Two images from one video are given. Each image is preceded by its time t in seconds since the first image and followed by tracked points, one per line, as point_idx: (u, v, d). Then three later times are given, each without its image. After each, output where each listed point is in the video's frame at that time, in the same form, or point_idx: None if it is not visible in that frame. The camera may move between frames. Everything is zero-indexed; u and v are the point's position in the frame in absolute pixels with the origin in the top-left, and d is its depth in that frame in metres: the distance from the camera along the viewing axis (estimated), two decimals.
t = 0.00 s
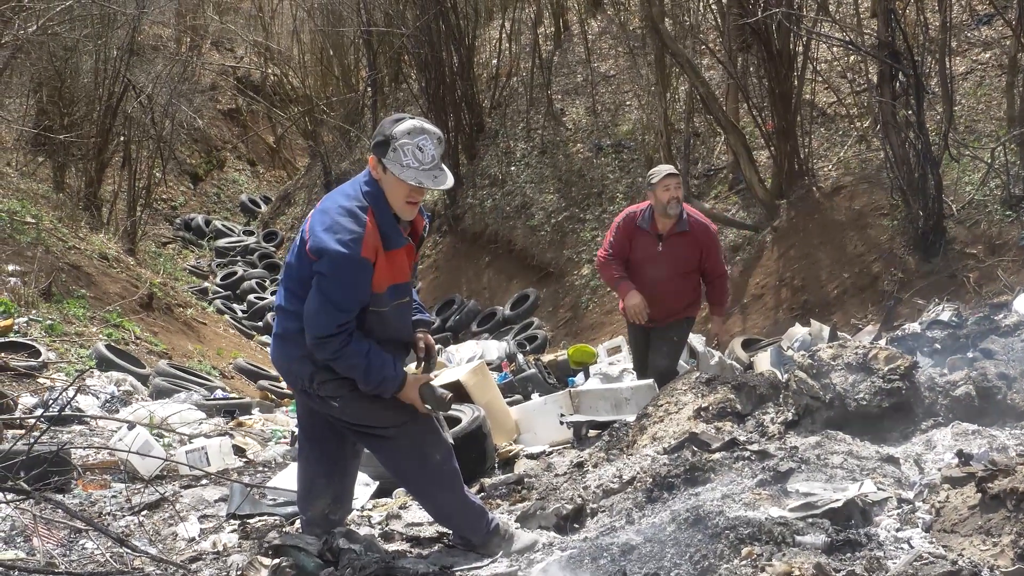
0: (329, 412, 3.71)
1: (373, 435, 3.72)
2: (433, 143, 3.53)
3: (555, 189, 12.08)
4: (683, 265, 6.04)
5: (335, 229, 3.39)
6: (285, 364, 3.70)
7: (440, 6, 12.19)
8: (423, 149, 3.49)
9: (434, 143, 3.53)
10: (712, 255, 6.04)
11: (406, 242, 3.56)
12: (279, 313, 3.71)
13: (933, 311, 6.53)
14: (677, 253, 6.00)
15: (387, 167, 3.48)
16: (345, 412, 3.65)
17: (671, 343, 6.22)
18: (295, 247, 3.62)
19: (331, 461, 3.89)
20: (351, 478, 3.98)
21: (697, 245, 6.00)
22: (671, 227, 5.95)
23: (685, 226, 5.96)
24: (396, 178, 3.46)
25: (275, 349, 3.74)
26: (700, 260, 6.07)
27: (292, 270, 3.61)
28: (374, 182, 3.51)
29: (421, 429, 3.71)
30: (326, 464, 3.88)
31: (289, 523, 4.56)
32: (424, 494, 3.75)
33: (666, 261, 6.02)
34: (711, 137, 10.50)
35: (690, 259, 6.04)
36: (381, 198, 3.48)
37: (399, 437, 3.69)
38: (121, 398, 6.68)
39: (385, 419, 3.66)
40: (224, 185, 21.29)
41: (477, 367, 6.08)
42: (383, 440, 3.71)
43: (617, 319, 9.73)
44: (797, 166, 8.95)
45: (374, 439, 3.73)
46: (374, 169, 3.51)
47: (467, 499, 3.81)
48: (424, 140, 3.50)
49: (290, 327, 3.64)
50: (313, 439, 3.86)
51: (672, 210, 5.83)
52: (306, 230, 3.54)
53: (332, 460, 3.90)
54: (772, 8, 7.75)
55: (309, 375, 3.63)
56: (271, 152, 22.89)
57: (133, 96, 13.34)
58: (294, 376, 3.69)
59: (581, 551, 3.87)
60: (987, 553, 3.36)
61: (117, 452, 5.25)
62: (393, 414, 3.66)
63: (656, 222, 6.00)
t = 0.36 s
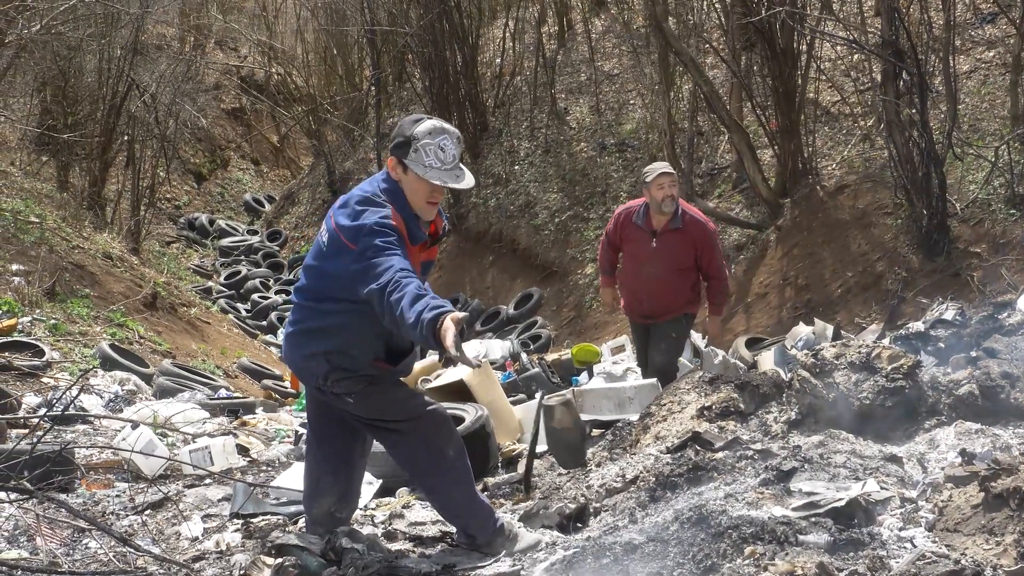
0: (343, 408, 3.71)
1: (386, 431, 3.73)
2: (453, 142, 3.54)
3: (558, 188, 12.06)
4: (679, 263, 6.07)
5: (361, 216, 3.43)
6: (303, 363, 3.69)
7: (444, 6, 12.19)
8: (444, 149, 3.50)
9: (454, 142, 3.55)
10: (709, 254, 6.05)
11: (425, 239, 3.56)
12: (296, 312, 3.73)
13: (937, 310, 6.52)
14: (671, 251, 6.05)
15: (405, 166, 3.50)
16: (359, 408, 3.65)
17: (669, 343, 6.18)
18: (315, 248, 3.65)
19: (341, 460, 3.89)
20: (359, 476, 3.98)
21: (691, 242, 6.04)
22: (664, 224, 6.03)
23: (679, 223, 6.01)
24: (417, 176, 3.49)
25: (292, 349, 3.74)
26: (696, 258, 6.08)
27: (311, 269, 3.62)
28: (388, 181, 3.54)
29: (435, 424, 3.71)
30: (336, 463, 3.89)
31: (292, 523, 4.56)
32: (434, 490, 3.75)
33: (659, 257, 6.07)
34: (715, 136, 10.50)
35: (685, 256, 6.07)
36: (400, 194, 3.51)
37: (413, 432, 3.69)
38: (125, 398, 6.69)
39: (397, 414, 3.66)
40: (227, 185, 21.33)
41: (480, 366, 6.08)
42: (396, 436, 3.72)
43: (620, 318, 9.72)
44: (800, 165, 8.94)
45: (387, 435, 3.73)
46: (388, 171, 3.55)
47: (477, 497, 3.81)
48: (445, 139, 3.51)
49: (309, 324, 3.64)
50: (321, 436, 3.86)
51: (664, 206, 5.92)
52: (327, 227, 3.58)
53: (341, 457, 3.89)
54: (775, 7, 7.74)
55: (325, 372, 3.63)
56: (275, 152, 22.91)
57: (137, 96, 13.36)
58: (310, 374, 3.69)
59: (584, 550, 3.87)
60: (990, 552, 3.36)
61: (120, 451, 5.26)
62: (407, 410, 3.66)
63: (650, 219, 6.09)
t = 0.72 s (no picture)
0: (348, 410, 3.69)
1: (393, 432, 3.72)
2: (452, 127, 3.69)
3: (562, 186, 12.06)
4: (671, 258, 6.04)
5: (360, 206, 3.40)
6: (303, 363, 3.67)
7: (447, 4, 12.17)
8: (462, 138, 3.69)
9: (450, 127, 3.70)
10: (699, 248, 5.93)
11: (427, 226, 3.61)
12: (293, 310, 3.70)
13: (940, 309, 6.51)
14: (660, 245, 6.04)
15: (448, 155, 3.61)
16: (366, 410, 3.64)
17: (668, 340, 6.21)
18: (310, 238, 3.62)
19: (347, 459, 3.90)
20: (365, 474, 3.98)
21: (680, 236, 5.98)
22: (653, 218, 6.05)
23: (667, 216, 6.00)
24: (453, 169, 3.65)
25: (289, 349, 3.71)
26: (688, 252, 6.02)
27: (307, 262, 3.60)
28: (410, 165, 3.56)
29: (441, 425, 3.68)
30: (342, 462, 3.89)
31: (294, 522, 4.57)
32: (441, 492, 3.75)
33: (651, 252, 6.09)
34: (718, 135, 10.48)
35: (676, 250, 6.02)
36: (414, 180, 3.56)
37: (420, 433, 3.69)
38: (128, 396, 6.70)
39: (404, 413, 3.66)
40: (231, 183, 21.34)
41: (483, 365, 6.10)
42: (403, 437, 3.71)
43: (623, 317, 9.72)
44: (804, 164, 8.93)
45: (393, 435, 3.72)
46: (415, 154, 3.56)
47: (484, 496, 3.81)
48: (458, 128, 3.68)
49: (308, 323, 3.62)
50: (327, 436, 3.85)
51: (647, 200, 5.95)
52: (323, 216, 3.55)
53: (347, 457, 3.89)
54: (779, 5, 7.72)
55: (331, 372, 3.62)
56: (278, 151, 22.95)
57: (140, 94, 13.36)
58: (313, 376, 3.67)
59: (585, 549, 3.86)
60: (993, 551, 3.35)
61: (123, 450, 5.27)
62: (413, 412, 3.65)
63: (640, 215, 6.12)
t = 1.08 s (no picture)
0: (351, 407, 3.69)
1: (395, 426, 3.75)
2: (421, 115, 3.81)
3: (565, 184, 12.05)
4: (658, 255, 6.18)
5: (354, 187, 3.49)
6: (304, 363, 3.64)
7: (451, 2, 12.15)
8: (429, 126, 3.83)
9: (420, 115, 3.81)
10: (682, 245, 6.02)
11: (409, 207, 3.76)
12: (287, 311, 3.67)
13: (944, 307, 6.49)
14: (647, 243, 6.18)
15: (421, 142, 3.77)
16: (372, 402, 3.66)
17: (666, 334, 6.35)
18: (296, 233, 3.64)
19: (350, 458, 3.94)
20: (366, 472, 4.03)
21: (664, 234, 6.08)
22: (641, 217, 6.20)
23: (652, 214, 6.12)
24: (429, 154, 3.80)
25: (285, 351, 3.67)
26: (675, 249, 6.11)
27: (298, 255, 3.61)
28: (391, 149, 3.69)
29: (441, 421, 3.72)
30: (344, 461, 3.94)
31: (298, 520, 4.57)
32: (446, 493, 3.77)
33: (640, 250, 6.26)
34: (722, 132, 10.47)
35: (664, 247, 6.13)
36: (395, 164, 3.69)
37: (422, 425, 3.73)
38: (131, 394, 6.70)
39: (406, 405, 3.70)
40: (234, 181, 21.36)
41: (487, 363, 6.09)
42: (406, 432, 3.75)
43: (627, 315, 9.71)
44: (808, 162, 8.91)
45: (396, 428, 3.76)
46: (395, 139, 3.69)
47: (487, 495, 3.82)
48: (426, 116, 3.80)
49: (307, 319, 3.61)
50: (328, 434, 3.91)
51: (629, 204, 6.09)
52: (311, 207, 3.58)
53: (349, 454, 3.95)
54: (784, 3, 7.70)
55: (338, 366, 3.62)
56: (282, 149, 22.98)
57: (144, 92, 13.36)
58: (314, 374, 3.64)
59: (589, 548, 3.85)
60: (997, 551, 3.34)
61: (126, 448, 5.26)
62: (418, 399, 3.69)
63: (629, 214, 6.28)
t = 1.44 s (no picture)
0: (369, 396, 3.73)
1: (407, 402, 3.86)
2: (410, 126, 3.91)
3: (568, 182, 12.04)
4: (654, 249, 6.07)
5: (366, 181, 3.53)
6: (323, 361, 3.60)
7: None
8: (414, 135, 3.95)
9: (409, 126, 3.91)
10: (676, 240, 5.89)
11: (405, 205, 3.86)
12: (298, 312, 3.61)
13: (948, 305, 6.48)
14: (645, 236, 6.09)
15: (410, 149, 3.86)
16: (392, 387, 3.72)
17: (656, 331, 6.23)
18: (304, 234, 3.60)
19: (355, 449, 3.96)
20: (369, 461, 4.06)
21: (661, 229, 5.97)
22: (643, 211, 6.12)
23: (652, 208, 6.03)
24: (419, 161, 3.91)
25: (300, 353, 3.62)
26: (671, 244, 5.99)
27: (310, 255, 3.57)
28: (387, 150, 3.77)
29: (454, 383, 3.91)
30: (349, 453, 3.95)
31: (300, 518, 4.55)
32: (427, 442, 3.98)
33: (638, 244, 6.17)
34: (725, 131, 10.46)
35: (660, 242, 6.01)
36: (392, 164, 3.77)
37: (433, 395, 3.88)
38: (134, 392, 6.71)
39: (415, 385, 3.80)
40: (237, 179, 21.38)
41: (489, 362, 6.08)
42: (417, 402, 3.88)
43: (629, 313, 9.71)
44: (811, 160, 8.90)
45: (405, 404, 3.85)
46: (391, 140, 3.77)
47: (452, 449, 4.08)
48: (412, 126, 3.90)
49: (325, 317, 3.58)
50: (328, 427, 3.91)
51: (630, 195, 6.03)
52: (320, 206, 3.56)
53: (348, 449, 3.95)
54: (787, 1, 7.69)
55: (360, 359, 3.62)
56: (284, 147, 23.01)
57: (147, 90, 13.37)
58: (334, 371, 3.62)
59: (592, 547, 3.84)
60: (1002, 551, 3.33)
61: (129, 446, 5.26)
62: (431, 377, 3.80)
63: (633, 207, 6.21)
